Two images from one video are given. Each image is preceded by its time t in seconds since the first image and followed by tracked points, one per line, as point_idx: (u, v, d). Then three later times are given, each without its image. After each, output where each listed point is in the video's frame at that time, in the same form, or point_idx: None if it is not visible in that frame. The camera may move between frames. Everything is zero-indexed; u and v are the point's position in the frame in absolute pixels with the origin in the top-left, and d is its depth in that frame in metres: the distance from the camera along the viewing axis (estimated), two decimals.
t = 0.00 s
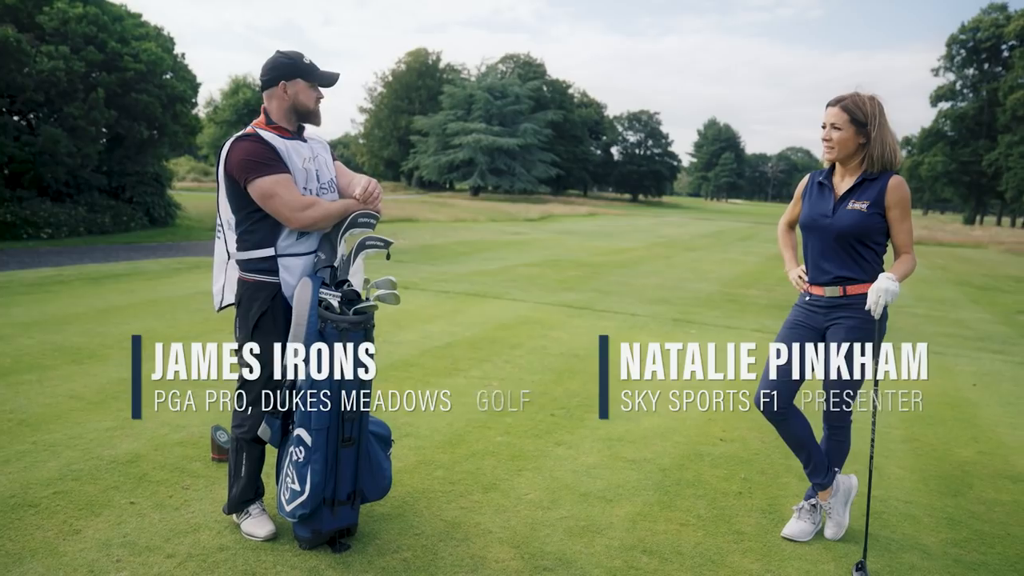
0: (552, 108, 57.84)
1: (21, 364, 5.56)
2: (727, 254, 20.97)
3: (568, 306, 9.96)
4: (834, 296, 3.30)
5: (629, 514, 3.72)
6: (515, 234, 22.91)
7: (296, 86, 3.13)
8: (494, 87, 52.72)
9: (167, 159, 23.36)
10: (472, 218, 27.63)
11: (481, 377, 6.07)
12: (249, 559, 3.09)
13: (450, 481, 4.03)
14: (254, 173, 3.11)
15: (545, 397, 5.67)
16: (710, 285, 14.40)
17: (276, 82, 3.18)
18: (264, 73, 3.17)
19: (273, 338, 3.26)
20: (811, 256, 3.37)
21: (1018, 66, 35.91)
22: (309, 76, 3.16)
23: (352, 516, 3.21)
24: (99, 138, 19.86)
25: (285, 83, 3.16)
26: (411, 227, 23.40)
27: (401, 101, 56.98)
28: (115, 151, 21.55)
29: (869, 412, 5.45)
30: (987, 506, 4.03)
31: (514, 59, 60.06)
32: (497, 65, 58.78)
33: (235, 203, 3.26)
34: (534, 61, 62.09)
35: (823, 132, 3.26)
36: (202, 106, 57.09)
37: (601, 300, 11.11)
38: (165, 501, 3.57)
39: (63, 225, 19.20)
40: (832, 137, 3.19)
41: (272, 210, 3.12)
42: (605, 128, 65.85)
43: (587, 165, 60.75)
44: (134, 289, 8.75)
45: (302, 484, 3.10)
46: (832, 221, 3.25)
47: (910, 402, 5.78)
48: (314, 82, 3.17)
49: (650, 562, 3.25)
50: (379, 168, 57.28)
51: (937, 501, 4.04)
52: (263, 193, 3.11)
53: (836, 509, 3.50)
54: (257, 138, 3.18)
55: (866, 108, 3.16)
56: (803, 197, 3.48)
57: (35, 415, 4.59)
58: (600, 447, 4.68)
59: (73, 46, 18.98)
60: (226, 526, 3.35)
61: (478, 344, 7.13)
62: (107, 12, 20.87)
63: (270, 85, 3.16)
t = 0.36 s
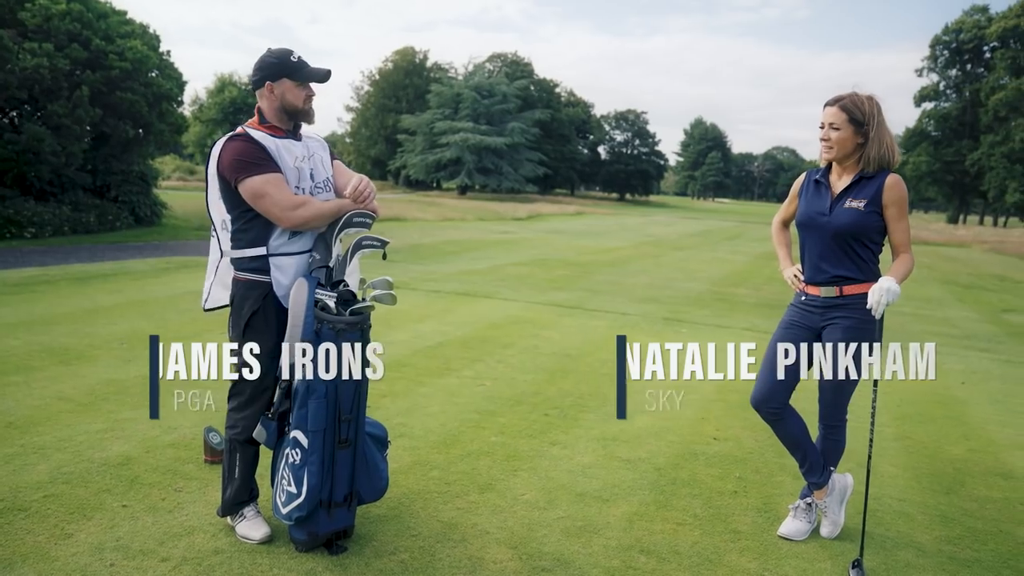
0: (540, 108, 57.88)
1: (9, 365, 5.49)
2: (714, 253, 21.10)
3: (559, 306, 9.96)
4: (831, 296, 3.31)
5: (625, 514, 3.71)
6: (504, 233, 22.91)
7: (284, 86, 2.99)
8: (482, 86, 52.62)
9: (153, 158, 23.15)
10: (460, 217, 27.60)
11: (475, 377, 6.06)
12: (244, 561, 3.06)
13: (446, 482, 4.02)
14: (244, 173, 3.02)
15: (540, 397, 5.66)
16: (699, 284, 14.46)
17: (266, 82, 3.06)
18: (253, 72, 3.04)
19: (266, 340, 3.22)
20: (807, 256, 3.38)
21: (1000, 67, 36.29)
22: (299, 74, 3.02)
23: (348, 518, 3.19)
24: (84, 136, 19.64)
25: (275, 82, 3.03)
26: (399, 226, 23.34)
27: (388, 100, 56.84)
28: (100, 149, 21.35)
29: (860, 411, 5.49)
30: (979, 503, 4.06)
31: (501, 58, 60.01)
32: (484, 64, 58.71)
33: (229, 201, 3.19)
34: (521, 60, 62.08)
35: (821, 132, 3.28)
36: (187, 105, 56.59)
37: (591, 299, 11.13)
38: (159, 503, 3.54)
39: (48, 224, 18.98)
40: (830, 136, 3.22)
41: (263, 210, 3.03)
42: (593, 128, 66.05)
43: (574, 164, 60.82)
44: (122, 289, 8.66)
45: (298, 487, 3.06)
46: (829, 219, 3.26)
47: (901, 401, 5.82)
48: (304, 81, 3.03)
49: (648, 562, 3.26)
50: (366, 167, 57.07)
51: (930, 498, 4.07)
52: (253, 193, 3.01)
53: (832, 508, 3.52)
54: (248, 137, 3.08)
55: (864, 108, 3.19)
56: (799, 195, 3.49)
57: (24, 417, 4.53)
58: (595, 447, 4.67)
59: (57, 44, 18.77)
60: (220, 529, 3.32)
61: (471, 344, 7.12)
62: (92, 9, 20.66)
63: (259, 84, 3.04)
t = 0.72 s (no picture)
0: (527, 106, 57.85)
1: None
2: (702, 252, 21.18)
3: (549, 305, 9.96)
4: (827, 295, 3.31)
5: (621, 514, 3.71)
6: (492, 232, 22.89)
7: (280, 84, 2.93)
8: (469, 84, 52.50)
9: (138, 156, 22.93)
10: (448, 216, 27.54)
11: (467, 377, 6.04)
12: (240, 564, 3.03)
13: (442, 482, 4.00)
14: (238, 171, 2.94)
15: (533, 397, 5.65)
16: (687, 284, 14.52)
17: (261, 78, 3.00)
18: (250, 69, 2.99)
19: (259, 340, 3.17)
20: (804, 255, 3.38)
21: (983, 68, 36.69)
22: (293, 72, 2.96)
23: (345, 519, 3.16)
24: (68, 134, 19.40)
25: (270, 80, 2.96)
26: (387, 225, 23.24)
27: (375, 98, 56.67)
28: (85, 147, 21.13)
29: (851, 409, 5.51)
30: (971, 500, 4.09)
31: (488, 57, 59.89)
32: (472, 63, 58.58)
33: (225, 199, 3.14)
34: (509, 59, 62.01)
35: (818, 131, 3.29)
36: (172, 103, 56.11)
37: (581, 298, 11.14)
38: (152, 506, 3.50)
39: (31, 222, 18.74)
40: (827, 135, 3.24)
41: (256, 209, 2.96)
42: (580, 127, 66.18)
43: (561, 163, 60.87)
44: (109, 289, 8.56)
45: (295, 488, 3.02)
46: (826, 218, 3.26)
47: (892, 399, 5.85)
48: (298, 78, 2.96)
49: (647, 562, 3.25)
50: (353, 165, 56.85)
51: (922, 496, 4.09)
52: (246, 192, 2.93)
53: (828, 507, 3.52)
54: (243, 134, 3.01)
55: (862, 108, 3.21)
56: (794, 195, 3.49)
57: (11, 419, 4.46)
58: (590, 446, 4.67)
59: (41, 40, 18.53)
60: (214, 531, 3.29)
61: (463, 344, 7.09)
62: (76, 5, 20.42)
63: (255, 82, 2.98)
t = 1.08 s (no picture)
0: (514, 105, 57.84)
1: None
2: (690, 251, 21.25)
3: (540, 305, 9.95)
4: (824, 296, 3.31)
5: (619, 514, 3.71)
6: (480, 231, 22.85)
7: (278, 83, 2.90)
8: (456, 83, 52.36)
9: (123, 155, 22.69)
10: (435, 215, 27.46)
11: (460, 377, 6.02)
12: (238, 568, 3.00)
13: (438, 483, 3.99)
14: (237, 168, 2.91)
15: (527, 398, 5.64)
16: (676, 283, 14.59)
17: (260, 75, 2.99)
18: (248, 67, 2.97)
19: (256, 341, 3.13)
20: (800, 256, 3.38)
21: (965, 69, 37.08)
22: (294, 70, 2.94)
23: (343, 522, 3.13)
24: (51, 131, 19.17)
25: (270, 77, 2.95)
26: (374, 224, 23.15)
27: (362, 97, 56.48)
28: (69, 145, 20.91)
29: (842, 408, 5.55)
30: (964, 499, 4.12)
31: (475, 56, 59.79)
32: (459, 62, 58.44)
33: (220, 198, 3.09)
34: (496, 58, 61.94)
35: (815, 132, 3.30)
36: (156, 101, 55.59)
37: (571, 298, 11.14)
38: (146, 510, 3.46)
39: (14, 222, 18.50)
40: (824, 136, 3.25)
41: (255, 208, 2.93)
42: (567, 126, 66.28)
43: (548, 162, 60.91)
44: (95, 289, 8.46)
45: (293, 491, 2.99)
46: (822, 219, 3.26)
47: (882, 398, 5.90)
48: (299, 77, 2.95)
49: (646, 562, 3.26)
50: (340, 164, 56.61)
51: (916, 494, 4.12)
52: (244, 191, 2.90)
53: (824, 506, 3.54)
54: (242, 133, 2.98)
55: (858, 109, 3.22)
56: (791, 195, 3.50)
57: None
58: (585, 447, 4.67)
59: (24, 37, 18.30)
60: (210, 535, 3.25)
61: (455, 344, 7.07)
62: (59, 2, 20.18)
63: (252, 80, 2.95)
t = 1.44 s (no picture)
0: (501, 105, 57.85)
1: None
2: (677, 251, 21.35)
3: (530, 305, 9.96)
4: (820, 297, 3.33)
5: (616, 514, 3.72)
6: (467, 231, 22.83)
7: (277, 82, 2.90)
8: (443, 83, 52.27)
9: (108, 154, 22.47)
10: (423, 215, 27.40)
11: (453, 378, 6.02)
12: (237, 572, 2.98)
13: (435, 484, 3.98)
14: (236, 168, 2.89)
15: (519, 398, 5.64)
16: (664, 282, 14.66)
17: (259, 75, 2.98)
18: (247, 67, 2.96)
19: (252, 343, 3.04)
20: (798, 256, 3.39)
21: (948, 71, 37.54)
22: (293, 70, 2.94)
23: (342, 524, 3.12)
24: (35, 130, 18.96)
25: (269, 77, 2.95)
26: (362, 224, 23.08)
27: (348, 97, 56.30)
28: (53, 144, 20.69)
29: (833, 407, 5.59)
30: (955, 496, 4.17)
31: (462, 56, 59.73)
32: (445, 61, 58.36)
33: (217, 198, 3.01)
34: (482, 57, 61.89)
35: (811, 135, 3.33)
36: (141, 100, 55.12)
37: (560, 298, 11.16)
38: (141, 513, 3.43)
39: None
40: (820, 139, 3.27)
41: (254, 208, 2.90)
42: (553, 126, 66.42)
43: (535, 162, 60.94)
44: (81, 289, 8.36)
45: (292, 494, 2.98)
46: (820, 220, 3.28)
47: (872, 398, 5.94)
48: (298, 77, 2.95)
49: (645, 562, 3.26)
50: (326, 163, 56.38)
51: (908, 493, 4.16)
52: (242, 190, 2.88)
53: (820, 505, 3.56)
54: (240, 132, 2.96)
55: (854, 111, 3.24)
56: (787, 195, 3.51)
57: None
58: (580, 447, 4.66)
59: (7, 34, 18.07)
60: (207, 539, 3.22)
61: (447, 344, 7.06)
62: None
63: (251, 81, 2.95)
